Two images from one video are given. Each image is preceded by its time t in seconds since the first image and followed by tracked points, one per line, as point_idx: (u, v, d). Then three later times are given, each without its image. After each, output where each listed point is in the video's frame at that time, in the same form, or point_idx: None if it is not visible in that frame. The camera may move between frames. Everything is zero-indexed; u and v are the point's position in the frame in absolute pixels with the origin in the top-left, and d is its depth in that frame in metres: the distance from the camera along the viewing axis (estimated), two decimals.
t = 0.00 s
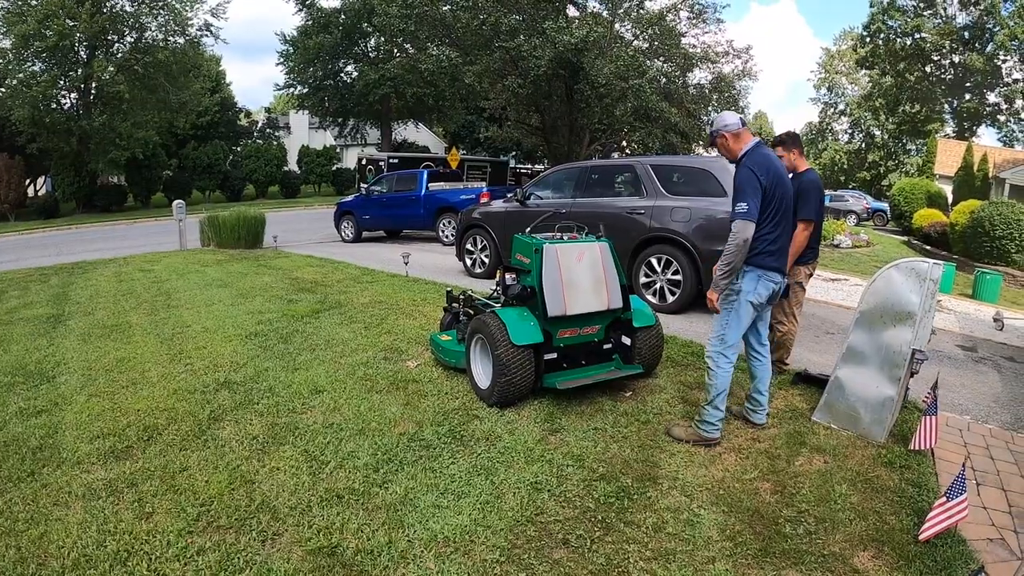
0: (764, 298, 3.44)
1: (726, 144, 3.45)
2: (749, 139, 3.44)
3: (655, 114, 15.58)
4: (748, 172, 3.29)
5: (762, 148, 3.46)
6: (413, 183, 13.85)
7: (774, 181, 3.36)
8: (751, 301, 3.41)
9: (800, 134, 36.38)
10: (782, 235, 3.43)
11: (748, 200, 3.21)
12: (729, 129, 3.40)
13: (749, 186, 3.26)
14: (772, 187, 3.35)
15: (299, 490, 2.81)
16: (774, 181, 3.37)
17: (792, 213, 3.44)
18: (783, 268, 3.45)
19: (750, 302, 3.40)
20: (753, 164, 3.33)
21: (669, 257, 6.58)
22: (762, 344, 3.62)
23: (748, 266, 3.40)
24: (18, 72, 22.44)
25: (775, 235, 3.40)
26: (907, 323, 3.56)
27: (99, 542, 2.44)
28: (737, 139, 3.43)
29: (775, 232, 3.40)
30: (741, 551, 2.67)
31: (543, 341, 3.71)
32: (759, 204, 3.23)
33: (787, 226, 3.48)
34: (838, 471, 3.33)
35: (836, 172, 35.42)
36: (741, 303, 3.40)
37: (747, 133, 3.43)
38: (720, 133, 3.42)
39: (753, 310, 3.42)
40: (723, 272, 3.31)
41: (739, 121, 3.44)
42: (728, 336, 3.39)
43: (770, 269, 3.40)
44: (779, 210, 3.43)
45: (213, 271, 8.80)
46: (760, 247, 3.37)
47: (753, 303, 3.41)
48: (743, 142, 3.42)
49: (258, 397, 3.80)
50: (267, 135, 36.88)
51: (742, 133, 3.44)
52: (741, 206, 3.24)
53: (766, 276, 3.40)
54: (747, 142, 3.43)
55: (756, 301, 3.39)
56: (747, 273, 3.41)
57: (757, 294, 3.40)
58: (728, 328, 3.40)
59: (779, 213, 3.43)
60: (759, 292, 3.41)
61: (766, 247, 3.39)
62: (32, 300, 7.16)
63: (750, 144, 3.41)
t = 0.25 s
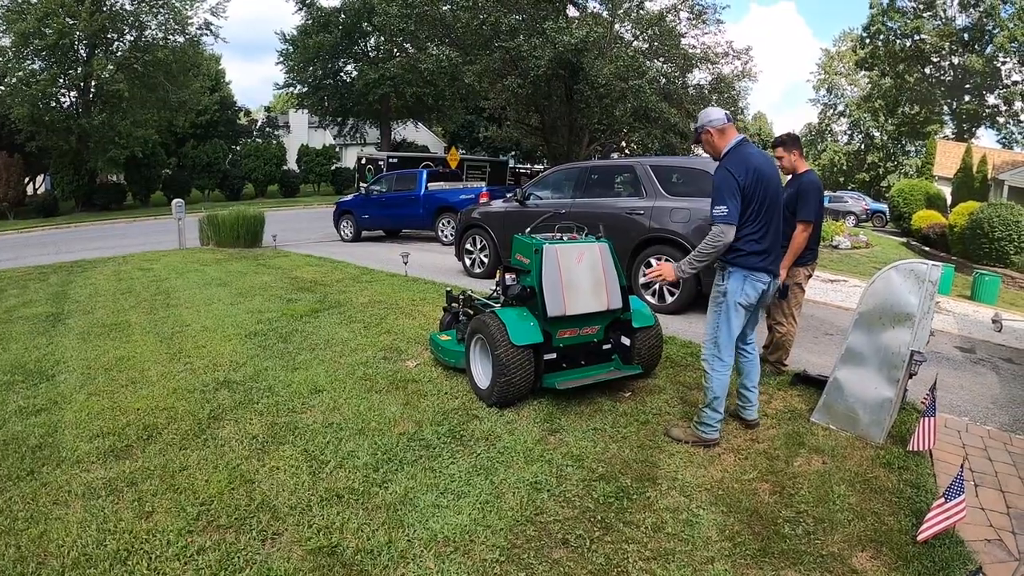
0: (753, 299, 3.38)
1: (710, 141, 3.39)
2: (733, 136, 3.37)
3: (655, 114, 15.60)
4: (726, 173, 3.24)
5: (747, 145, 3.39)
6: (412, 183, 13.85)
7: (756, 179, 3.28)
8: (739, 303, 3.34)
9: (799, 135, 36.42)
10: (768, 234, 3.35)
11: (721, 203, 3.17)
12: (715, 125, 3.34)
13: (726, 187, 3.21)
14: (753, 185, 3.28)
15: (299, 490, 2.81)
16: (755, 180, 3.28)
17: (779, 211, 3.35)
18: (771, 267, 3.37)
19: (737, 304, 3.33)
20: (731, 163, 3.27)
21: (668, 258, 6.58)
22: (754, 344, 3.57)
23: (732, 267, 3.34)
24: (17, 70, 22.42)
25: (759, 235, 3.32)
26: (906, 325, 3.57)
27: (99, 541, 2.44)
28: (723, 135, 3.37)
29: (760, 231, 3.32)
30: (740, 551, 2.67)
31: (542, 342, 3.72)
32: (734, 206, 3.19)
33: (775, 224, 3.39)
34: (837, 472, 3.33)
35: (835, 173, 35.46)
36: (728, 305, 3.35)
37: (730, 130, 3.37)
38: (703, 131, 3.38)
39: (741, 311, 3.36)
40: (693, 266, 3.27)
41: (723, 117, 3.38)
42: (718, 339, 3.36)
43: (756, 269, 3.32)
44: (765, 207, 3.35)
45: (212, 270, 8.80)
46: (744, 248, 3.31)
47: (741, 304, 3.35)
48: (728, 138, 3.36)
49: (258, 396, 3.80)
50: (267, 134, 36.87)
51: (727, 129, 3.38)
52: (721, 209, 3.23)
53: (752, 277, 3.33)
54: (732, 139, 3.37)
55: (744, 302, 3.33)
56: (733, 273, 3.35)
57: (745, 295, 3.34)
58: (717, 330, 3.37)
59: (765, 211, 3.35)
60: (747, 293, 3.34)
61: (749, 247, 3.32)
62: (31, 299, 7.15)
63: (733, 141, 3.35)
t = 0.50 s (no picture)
0: (750, 301, 3.36)
1: (704, 140, 3.39)
2: (724, 135, 3.36)
3: (655, 115, 15.62)
4: (714, 174, 3.23)
5: (739, 143, 3.36)
6: (412, 183, 13.85)
7: (746, 180, 3.25)
8: (736, 306, 3.33)
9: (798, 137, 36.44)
10: (762, 234, 3.32)
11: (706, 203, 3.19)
12: (707, 125, 3.34)
13: (713, 189, 3.22)
14: (743, 185, 3.25)
15: (298, 490, 2.81)
16: (745, 180, 3.25)
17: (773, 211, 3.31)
18: (766, 269, 3.34)
19: (734, 307, 3.33)
20: (721, 163, 3.26)
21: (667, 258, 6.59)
22: (752, 346, 3.56)
23: (726, 270, 3.33)
24: (17, 69, 22.42)
25: (752, 237, 3.30)
26: (905, 326, 3.57)
27: (97, 540, 2.44)
28: (716, 134, 3.36)
29: (753, 233, 3.30)
30: (738, 552, 2.68)
31: (541, 342, 3.72)
32: (719, 208, 3.19)
33: (769, 225, 3.36)
34: (836, 473, 3.34)
35: (835, 174, 35.49)
36: (726, 309, 3.34)
37: (722, 130, 3.36)
38: (694, 132, 3.39)
39: (739, 314, 3.34)
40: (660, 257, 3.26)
41: (716, 116, 3.38)
42: (718, 344, 3.36)
43: (751, 272, 3.30)
44: (757, 205, 3.30)
45: (211, 270, 8.79)
46: (736, 250, 3.30)
47: (738, 308, 3.34)
48: (720, 137, 3.35)
49: (257, 396, 3.80)
50: (267, 134, 36.88)
51: (719, 129, 3.37)
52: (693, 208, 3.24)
53: (747, 280, 3.32)
54: (724, 138, 3.36)
55: (741, 306, 3.32)
56: (727, 277, 3.34)
57: (741, 298, 3.32)
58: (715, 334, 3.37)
59: (757, 211, 3.31)
60: (743, 296, 3.32)
61: (742, 249, 3.30)
62: (30, 298, 7.14)
63: (725, 141, 3.34)
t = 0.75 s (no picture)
0: (745, 303, 3.33)
1: (705, 139, 3.41)
2: (725, 136, 3.38)
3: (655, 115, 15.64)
4: (711, 174, 3.24)
5: (739, 143, 3.36)
6: (412, 183, 13.83)
7: (743, 179, 3.24)
8: (729, 307, 3.31)
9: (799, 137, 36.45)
10: (759, 236, 3.30)
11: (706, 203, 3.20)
12: (708, 123, 3.36)
13: (710, 189, 3.22)
14: (740, 185, 3.24)
15: (297, 489, 2.81)
16: (742, 181, 3.24)
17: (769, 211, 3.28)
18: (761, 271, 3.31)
19: (730, 309, 3.31)
20: (720, 162, 3.26)
21: (667, 259, 6.59)
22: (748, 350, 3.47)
23: (721, 271, 3.32)
24: (18, 68, 22.45)
25: (748, 238, 3.28)
26: (905, 327, 3.56)
27: (96, 539, 2.44)
28: (718, 133, 3.38)
29: (748, 234, 3.28)
30: (737, 553, 2.67)
31: (540, 342, 3.71)
32: (715, 208, 3.20)
33: (766, 226, 3.33)
34: (835, 474, 3.34)
35: (835, 175, 35.49)
36: (720, 310, 3.33)
37: (722, 130, 3.37)
38: (695, 130, 3.41)
39: (732, 316, 3.33)
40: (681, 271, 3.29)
41: (716, 116, 3.39)
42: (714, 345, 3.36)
43: (744, 273, 3.28)
44: (754, 205, 3.28)
45: (211, 269, 8.79)
46: (730, 251, 3.28)
47: (731, 309, 3.32)
48: (721, 137, 3.37)
49: (257, 395, 3.80)
50: (267, 133, 36.89)
51: (720, 129, 3.39)
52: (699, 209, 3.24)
53: (740, 281, 3.30)
54: (725, 137, 3.37)
55: (735, 307, 3.30)
56: (722, 278, 3.32)
57: (735, 299, 3.30)
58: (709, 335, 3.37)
59: (755, 212, 3.29)
60: (736, 297, 3.30)
61: (737, 250, 3.28)
62: (30, 296, 7.13)
63: (724, 141, 3.35)
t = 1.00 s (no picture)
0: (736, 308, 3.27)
1: (716, 138, 3.36)
2: (738, 137, 3.32)
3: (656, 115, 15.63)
4: (722, 171, 3.17)
5: (750, 145, 3.32)
6: (413, 183, 13.83)
7: (753, 181, 3.19)
8: (719, 311, 3.26)
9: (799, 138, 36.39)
10: (762, 240, 3.24)
11: (724, 200, 3.11)
12: (721, 122, 3.31)
13: (721, 186, 3.15)
14: (750, 187, 3.18)
15: (297, 489, 2.80)
16: (752, 182, 3.19)
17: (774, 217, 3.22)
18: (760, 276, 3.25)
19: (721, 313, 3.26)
20: (732, 160, 3.21)
21: (668, 259, 6.59)
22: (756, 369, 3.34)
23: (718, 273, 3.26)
24: (19, 67, 22.47)
25: (751, 242, 3.23)
26: (907, 328, 3.55)
27: (96, 539, 2.44)
28: (729, 133, 3.33)
29: (751, 237, 3.23)
30: (737, 554, 2.67)
31: (540, 343, 3.71)
32: (732, 204, 3.11)
33: (770, 231, 3.27)
34: (837, 475, 3.33)
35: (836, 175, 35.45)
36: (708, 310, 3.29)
37: (735, 131, 3.32)
38: (708, 127, 3.35)
39: (723, 319, 3.27)
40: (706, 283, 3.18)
41: (729, 116, 3.35)
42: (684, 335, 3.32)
43: (741, 277, 3.23)
44: (762, 210, 3.23)
45: (212, 268, 8.79)
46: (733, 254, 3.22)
47: (723, 313, 3.26)
48: (732, 138, 3.32)
49: (257, 395, 3.80)
50: (268, 133, 36.89)
51: (732, 130, 3.34)
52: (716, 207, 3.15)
53: (737, 286, 3.24)
54: (737, 139, 3.32)
55: (726, 311, 3.25)
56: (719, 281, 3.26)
57: (728, 302, 3.24)
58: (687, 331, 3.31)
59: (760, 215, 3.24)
60: (729, 302, 3.24)
61: (737, 253, 3.23)
62: (31, 296, 7.13)
63: (737, 142, 3.30)
